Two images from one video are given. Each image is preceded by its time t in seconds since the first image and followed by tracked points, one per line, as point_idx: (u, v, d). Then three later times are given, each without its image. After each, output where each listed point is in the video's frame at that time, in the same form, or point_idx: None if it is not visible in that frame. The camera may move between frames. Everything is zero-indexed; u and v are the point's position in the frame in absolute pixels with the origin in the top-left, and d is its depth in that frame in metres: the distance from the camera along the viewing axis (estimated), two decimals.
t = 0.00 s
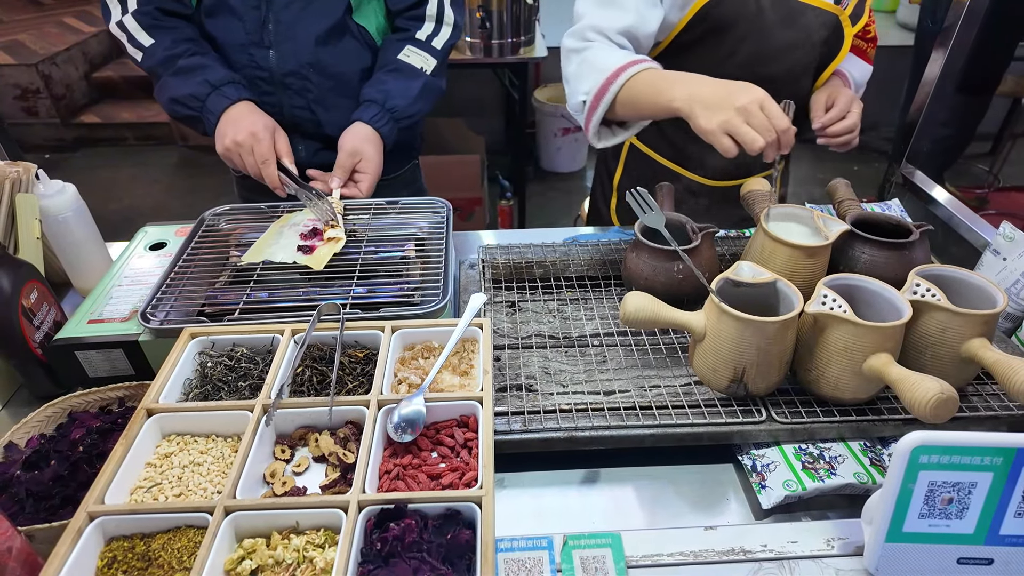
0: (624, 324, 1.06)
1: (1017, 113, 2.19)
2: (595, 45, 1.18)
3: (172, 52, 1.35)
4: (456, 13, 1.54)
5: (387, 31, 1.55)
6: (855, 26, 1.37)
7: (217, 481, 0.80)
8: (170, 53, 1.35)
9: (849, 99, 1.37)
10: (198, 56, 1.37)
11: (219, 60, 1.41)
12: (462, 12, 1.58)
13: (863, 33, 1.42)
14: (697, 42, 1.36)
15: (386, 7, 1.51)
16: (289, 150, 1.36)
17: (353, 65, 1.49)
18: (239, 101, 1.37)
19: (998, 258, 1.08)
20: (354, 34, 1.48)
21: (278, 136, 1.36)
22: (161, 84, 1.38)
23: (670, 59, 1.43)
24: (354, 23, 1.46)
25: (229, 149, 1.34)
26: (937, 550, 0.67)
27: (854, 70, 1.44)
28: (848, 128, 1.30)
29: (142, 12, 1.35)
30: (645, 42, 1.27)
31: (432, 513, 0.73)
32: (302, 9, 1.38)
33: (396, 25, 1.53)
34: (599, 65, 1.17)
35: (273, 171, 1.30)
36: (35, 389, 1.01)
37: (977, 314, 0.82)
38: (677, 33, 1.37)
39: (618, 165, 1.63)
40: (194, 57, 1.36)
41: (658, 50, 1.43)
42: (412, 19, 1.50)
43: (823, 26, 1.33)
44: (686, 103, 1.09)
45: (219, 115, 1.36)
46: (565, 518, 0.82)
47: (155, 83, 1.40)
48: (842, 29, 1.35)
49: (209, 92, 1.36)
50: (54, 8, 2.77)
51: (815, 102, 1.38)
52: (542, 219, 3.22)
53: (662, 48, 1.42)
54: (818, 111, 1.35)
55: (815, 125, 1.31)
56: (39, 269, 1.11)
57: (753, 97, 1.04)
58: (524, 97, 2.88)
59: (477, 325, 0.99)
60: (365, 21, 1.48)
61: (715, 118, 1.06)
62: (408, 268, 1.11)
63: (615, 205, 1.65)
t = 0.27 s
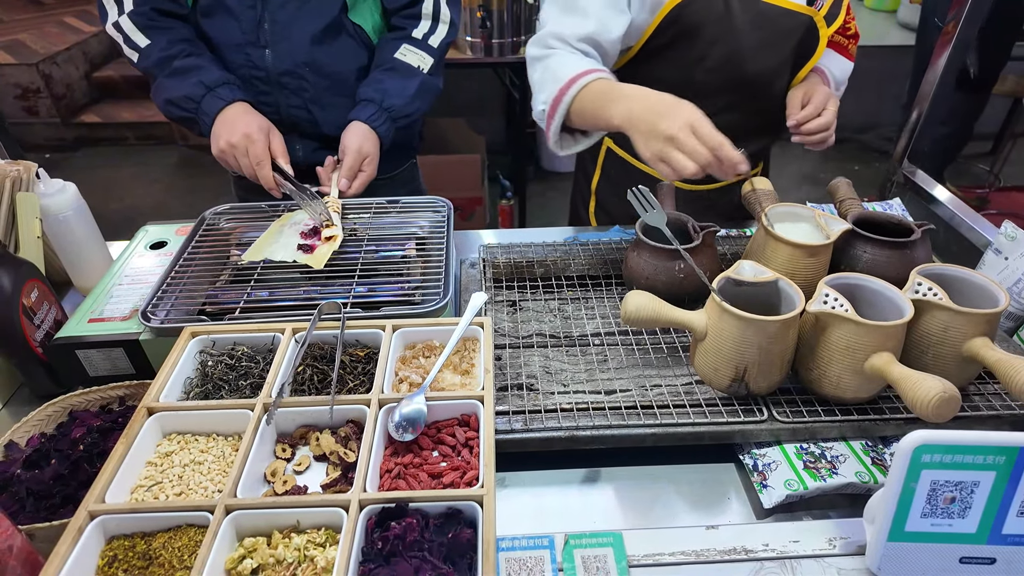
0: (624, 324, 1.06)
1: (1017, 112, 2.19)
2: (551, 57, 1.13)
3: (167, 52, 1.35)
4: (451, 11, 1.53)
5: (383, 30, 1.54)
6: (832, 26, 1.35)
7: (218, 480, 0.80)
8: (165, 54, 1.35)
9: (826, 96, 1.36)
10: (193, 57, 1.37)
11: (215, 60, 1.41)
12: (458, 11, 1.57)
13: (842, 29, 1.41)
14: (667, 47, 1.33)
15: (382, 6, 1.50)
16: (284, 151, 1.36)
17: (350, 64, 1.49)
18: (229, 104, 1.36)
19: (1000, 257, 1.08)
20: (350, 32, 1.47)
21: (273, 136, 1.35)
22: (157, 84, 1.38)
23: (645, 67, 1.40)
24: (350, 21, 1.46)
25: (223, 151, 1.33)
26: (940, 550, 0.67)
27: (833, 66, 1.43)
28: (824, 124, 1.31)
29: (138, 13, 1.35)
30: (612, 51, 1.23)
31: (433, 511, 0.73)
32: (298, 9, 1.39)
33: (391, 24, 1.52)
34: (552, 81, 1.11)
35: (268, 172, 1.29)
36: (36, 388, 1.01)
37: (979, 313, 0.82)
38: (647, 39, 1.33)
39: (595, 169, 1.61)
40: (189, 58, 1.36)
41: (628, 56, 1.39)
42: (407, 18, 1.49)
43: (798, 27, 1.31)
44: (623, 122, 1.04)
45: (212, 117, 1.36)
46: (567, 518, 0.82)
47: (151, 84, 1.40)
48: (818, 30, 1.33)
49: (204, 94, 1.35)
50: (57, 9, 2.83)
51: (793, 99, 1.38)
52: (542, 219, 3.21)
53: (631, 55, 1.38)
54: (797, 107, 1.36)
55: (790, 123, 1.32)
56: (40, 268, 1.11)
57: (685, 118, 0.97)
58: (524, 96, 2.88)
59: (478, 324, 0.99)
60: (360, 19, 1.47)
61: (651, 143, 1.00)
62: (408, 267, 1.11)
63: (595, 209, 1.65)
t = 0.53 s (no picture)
0: (624, 322, 1.06)
1: (1018, 111, 2.18)
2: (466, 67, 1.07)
3: (162, 53, 1.36)
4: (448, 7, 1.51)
5: (379, 26, 1.52)
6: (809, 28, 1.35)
7: (218, 477, 0.80)
8: (160, 55, 1.35)
9: (807, 98, 1.36)
10: (187, 58, 1.37)
11: (210, 60, 1.41)
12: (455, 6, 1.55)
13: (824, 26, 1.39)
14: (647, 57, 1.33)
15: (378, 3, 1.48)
16: (279, 150, 1.36)
17: (347, 62, 1.49)
18: (226, 103, 1.37)
19: (1000, 256, 1.08)
20: (347, 30, 1.46)
21: (268, 137, 1.35)
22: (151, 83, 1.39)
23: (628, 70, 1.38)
24: (346, 19, 1.45)
25: (219, 152, 1.34)
26: (939, 547, 0.67)
27: (813, 64, 1.41)
28: (806, 126, 1.31)
29: (134, 15, 1.35)
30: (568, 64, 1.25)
31: (433, 508, 0.73)
32: (294, 8, 1.38)
33: (388, 21, 1.50)
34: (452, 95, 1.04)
35: (262, 172, 1.30)
36: (36, 386, 1.01)
37: (978, 311, 0.82)
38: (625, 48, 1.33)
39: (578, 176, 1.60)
40: (184, 58, 1.36)
41: (605, 64, 1.40)
42: (404, 15, 1.47)
43: (779, 30, 1.32)
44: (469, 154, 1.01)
45: (207, 118, 1.37)
46: (567, 515, 0.82)
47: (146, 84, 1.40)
48: (795, 34, 1.34)
49: (197, 95, 1.36)
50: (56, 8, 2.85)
51: (773, 102, 1.37)
52: (543, 218, 3.21)
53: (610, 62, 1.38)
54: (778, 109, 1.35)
55: (772, 128, 1.32)
56: (40, 267, 1.11)
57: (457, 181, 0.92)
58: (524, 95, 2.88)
59: (478, 321, 0.99)
60: (356, 17, 1.46)
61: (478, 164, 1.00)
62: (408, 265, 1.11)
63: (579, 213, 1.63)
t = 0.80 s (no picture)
0: (625, 320, 1.06)
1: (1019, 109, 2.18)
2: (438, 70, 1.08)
3: (160, 50, 1.36)
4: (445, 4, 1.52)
5: (378, 24, 1.54)
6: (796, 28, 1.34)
7: (222, 473, 0.80)
8: (156, 53, 1.36)
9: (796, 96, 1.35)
10: (184, 55, 1.37)
11: (207, 58, 1.42)
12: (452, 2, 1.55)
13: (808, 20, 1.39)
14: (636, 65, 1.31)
15: None
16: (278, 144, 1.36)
17: (346, 60, 1.49)
18: (225, 98, 1.37)
19: (1001, 254, 1.08)
20: (345, 28, 1.47)
21: (266, 131, 1.35)
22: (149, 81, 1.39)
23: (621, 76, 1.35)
24: (344, 17, 1.46)
25: (217, 147, 1.34)
26: (941, 542, 0.68)
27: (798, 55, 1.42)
28: (799, 128, 1.29)
29: (131, 12, 1.36)
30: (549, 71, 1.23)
31: (436, 504, 0.73)
32: (293, 6, 1.39)
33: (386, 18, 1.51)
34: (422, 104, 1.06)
35: (260, 165, 1.30)
36: (38, 383, 1.01)
37: (980, 309, 0.82)
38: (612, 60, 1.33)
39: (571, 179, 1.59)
40: (181, 55, 1.37)
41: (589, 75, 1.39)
42: (401, 12, 1.49)
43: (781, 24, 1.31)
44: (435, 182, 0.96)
45: (206, 114, 1.36)
46: (569, 512, 0.82)
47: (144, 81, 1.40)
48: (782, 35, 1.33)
49: (196, 91, 1.37)
50: (60, 7, 2.80)
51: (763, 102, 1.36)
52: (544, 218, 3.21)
53: (596, 73, 1.37)
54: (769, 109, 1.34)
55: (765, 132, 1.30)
56: (43, 264, 1.11)
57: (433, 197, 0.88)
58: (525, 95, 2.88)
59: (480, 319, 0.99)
60: (354, 15, 1.47)
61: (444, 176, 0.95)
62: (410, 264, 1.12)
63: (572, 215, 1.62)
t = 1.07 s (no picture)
0: (628, 317, 1.05)
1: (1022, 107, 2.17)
2: (435, 51, 0.90)
3: (152, 40, 1.32)
4: None
5: (378, 20, 1.55)
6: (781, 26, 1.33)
7: (224, 469, 0.80)
8: (148, 42, 1.32)
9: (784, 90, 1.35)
10: (178, 47, 1.33)
11: (201, 50, 1.37)
12: None
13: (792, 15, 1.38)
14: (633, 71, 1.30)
15: None
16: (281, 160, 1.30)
17: (347, 57, 1.48)
18: (220, 97, 1.31)
19: (1005, 251, 1.08)
20: (345, 25, 1.47)
21: (269, 145, 1.28)
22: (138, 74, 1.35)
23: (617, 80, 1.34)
24: (344, 14, 1.47)
25: (214, 159, 1.26)
26: (947, 538, 0.67)
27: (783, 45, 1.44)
28: (789, 125, 1.29)
29: None
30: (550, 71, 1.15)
31: (439, 500, 0.73)
32: (293, 3, 1.39)
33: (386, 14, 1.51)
34: (412, 79, 0.86)
35: (265, 183, 1.23)
36: (39, 380, 1.01)
37: (984, 305, 0.82)
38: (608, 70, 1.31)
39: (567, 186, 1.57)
40: (173, 47, 1.32)
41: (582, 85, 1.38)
42: (402, 8, 1.49)
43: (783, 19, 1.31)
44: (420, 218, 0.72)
45: (198, 112, 1.31)
46: (572, 508, 0.82)
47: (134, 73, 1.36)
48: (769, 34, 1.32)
49: (188, 87, 1.30)
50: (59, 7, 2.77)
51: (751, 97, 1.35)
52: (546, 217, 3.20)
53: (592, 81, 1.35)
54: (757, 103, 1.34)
55: (755, 132, 1.29)
56: (45, 261, 1.11)
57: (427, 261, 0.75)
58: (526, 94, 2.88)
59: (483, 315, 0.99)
60: (355, 11, 1.48)
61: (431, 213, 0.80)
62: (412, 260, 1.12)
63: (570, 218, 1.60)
